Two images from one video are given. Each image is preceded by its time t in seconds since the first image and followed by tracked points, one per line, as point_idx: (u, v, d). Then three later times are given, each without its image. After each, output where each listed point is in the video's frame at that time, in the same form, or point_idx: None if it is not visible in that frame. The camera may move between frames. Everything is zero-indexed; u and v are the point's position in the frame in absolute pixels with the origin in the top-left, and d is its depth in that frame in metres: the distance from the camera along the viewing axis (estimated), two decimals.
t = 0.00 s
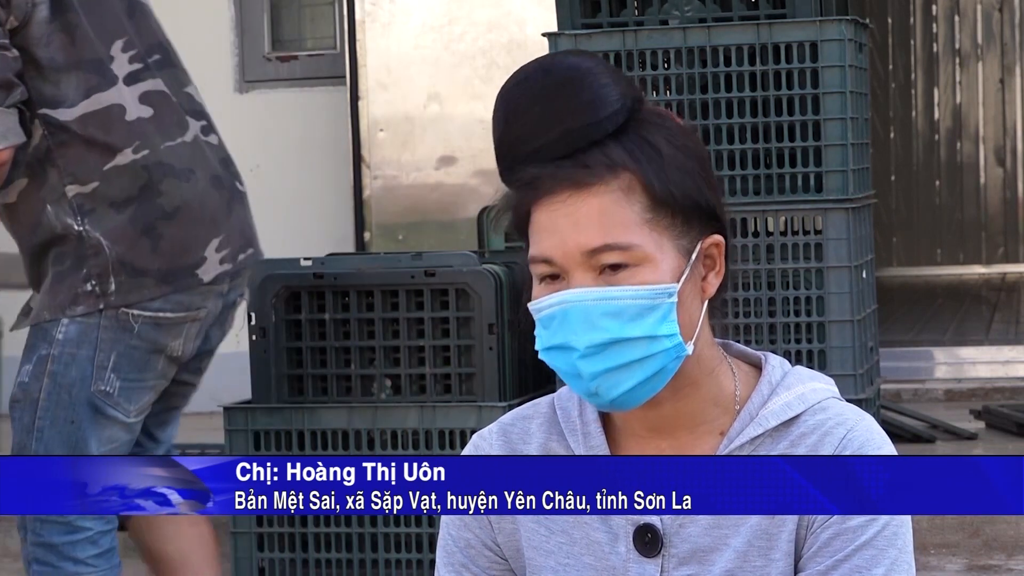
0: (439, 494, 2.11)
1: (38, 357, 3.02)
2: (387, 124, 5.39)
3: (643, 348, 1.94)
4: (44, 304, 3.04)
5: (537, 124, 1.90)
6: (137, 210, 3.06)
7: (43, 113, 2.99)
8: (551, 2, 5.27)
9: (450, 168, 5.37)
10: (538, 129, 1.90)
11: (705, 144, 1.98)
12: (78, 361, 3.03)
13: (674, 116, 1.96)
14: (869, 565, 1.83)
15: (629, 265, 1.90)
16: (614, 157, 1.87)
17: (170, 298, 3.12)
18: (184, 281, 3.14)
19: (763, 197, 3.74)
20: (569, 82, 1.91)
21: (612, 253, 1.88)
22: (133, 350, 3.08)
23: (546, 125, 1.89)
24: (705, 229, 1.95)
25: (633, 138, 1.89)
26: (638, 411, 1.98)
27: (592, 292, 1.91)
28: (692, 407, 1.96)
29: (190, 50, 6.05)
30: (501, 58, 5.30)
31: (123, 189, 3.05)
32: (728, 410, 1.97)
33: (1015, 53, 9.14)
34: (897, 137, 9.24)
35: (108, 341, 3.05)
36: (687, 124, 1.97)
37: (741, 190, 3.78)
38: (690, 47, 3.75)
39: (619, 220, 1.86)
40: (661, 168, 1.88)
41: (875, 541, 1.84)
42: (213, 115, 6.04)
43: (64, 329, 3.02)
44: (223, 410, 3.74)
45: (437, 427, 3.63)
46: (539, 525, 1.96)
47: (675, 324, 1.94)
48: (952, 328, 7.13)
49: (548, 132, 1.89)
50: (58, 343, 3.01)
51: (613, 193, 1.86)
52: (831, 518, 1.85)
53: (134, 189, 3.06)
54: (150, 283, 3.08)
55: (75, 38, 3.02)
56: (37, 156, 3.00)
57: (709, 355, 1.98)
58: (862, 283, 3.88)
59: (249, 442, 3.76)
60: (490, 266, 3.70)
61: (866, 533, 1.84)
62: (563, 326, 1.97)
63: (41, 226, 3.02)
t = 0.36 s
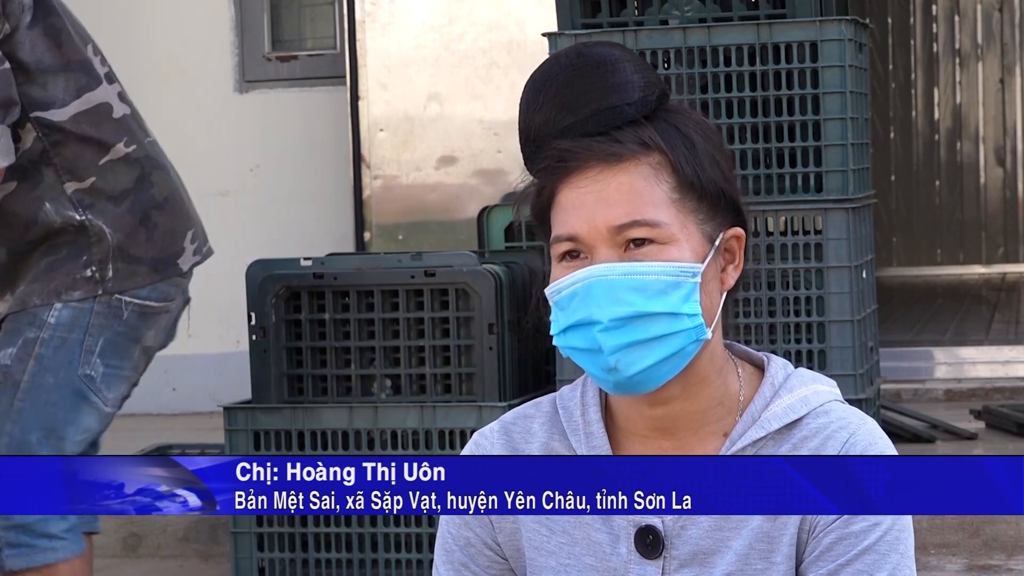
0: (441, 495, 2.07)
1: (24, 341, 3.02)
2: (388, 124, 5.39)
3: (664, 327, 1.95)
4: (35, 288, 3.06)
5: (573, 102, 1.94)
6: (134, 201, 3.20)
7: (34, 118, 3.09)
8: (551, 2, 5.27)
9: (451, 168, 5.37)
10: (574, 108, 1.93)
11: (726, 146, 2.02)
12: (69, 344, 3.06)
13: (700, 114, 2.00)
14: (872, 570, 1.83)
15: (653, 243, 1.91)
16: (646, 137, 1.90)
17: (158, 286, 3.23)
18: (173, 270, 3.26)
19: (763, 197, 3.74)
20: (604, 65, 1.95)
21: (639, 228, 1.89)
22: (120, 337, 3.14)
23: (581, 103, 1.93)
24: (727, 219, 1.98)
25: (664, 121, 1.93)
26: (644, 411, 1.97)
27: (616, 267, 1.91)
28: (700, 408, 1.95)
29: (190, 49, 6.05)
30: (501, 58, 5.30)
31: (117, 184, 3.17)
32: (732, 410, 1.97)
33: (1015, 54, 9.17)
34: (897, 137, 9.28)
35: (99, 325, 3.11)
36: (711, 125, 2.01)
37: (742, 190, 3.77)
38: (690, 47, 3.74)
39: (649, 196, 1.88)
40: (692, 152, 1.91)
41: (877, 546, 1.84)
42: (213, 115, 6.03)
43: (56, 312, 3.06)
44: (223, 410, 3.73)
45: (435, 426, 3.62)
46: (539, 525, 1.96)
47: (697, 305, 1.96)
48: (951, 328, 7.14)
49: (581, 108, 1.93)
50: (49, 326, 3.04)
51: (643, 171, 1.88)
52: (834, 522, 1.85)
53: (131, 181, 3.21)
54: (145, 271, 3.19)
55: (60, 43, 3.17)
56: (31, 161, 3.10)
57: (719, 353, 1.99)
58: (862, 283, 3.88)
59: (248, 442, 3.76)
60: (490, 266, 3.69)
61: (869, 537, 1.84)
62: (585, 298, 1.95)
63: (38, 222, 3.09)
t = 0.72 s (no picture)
0: (440, 497, 2.02)
1: (67, 338, 3.18)
2: (388, 124, 5.39)
3: (660, 319, 1.96)
4: (78, 289, 3.21)
5: (584, 92, 1.94)
6: (161, 204, 3.35)
7: (43, 167, 3.21)
8: (551, 2, 5.27)
9: (451, 168, 5.37)
10: (585, 96, 1.94)
11: (735, 147, 2.02)
12: (110, 342, 3.22)
13: (710, 115, 2.00)
14: (872, 570, 1.84)
15: (656, 235, 1.91)
16: (654, 129, 1.90)
17: (185, 287, 3.38)
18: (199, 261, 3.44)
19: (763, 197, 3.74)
20: (619, 59, 1.96)
21: (641, 218, 1.89)
22: (154, 336, 3.32)
23: (593, 93, 1.93)
24: (732, 218, 1.98)
25: (673, 117, 1.93)
26: (645, 410, 1.96)
27: (615, 256, 1.91)
28: (701, 406, 1.94)
29: (190, 49, 6.05)
30: (501, 58, 5.30)
31: (138, 194, 3.30)
32: (733, 410, 1.96)
33: (1015, 54, 9.21)
34: (897, 137, 9.29)
35: (137, 325, 3.27)
36: (721, 125, 2.01)
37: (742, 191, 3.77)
38: (690, 47, 3.75)
39: (653, 187, 1.88)
40: (698, 147, 1.91)
41: (877, 546, 1.85)
42: (213, 114, 6.04)
43: (99, 312, 3.21)
44: (222, 410, 3.73)
45: (435, 427, 3.62)
46: (541, 524, 1.97)
47: (693, 299, 1.96)
48: (951, 328, 7.13)
49: (591, 98, 1.93)
50: (92, 326, 3.20)
51: (649, 162, 1.88)
52: (834, 522, 1.86)
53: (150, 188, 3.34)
54: (179, 265, 3.36)
55: (32, 98, 3.23)
56: (59, 201, 3.22)
57: (719, 351, 1.99)
58: (862, 283, 3.88)
59: (247, 442, 3.75)
60: (490, 266, 3.69)
61: (869, 538, 1.85)
62: (584, 285, 1.96)
63: (77, 246, 3.22)
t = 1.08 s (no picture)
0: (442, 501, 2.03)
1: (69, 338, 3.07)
2: (388, 124, 5.39)
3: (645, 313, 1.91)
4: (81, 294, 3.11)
5: (582, 88, 1.97)
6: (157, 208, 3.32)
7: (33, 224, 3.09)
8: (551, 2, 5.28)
9: (451, 168, 5.37)
10: (583, 92, 1.96)
11: (722, 160, 2.04)
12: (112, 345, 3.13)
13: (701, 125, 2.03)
14: (859, 556, 1.76)
15: (643, 231, 1.90)
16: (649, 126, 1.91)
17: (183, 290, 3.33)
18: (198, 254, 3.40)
19: (763, 197, 3.74)
20: (617, 60, 1.99)
21: (630, 213, 1.88)
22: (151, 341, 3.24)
23: (590, 90, 1.96)
24: (714, 223, 1.97)
25: (666, 118, 1.95)
26: (622, 408, 1.94)
27: (604, 249, 1.89)
28: (678, 406, 1.92)
29: (191, 49, 6.04)
30: (501, 58, 5.30)
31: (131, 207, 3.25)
32: (709, 407, 1.94)
33: (1015, 54, 9.35)
34: (897, 137, 9.48)
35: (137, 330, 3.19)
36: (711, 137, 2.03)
37: (741, 191, 3.77)
38: (690, 47, 3.74)
39: (644, 182, 1.88)
40: (690, 149, 1.92)
41: (863, 530, 1.77)
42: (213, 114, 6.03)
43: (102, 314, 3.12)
44: (222, 410, 3.73)
45: (437, 427, 3.62)
46: (527, 539, 1.92)
47: (677, 297, 1.93)
48: (951, 328, 7.13)
49: (586, 94, 1.96)
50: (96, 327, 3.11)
51: (642, 158, 1.89)
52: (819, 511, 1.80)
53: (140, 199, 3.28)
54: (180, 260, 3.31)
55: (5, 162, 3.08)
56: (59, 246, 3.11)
57: (694, 350, 1.96)
58: (862, 283, 3.88)
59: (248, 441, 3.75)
60: (490, 266, 3.69)
61: (854, 523, 1.77)
62: (569, 274, 1.92)
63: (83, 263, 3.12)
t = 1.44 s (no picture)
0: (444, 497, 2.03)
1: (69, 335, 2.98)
2: (388, 124, 5.39)
3: (649, 317, 1.91)
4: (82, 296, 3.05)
5: (579, 91, 1.97)
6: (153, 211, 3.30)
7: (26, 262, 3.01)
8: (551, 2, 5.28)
9: (451, 168, 5.37)
10: (580, 95, 1.97)
11: (724, 157, 2.04)
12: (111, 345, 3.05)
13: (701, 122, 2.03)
14: (863, 553, 1.76)
15: (647, 233, 1.90)
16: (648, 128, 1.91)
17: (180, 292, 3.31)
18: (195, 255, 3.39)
19: (763, 197, 3.74)
20: (614, 60, 2.00)
21: (632, 217, 1.88)
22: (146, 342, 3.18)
23: (587, 92, 1.96)
24: (717, 220, 1.98)
25: (665, 118, 1.94)
26: (627, 409, 1.94)
27: (607, 253, 1.88)
28: (685, 405, 1.92)
29: (191, 48, 6.04)
30: (501, 58, 5.30)
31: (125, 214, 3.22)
32: (715, 407, 1.94)
33: (1015, 54, 9.44)
34: (897, 137, 9.56)
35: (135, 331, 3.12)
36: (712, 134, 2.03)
37: (742, 191, 3.77)
38: (690, 47, 3.74)
39: (645, 185, 1.88)
40: (690, 149, 1.92)
41: (866, 528, 1.76)
42: (212, 114, 6.03)
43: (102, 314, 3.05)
44: (222, 410, 3.73)
45: (437, 427, 3.62)
46: (530, 536, 1.92)
47: (683, 298, 1.93)
48: (951, 328, 7.13)
49: (584, 96, 1.96)
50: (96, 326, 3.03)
51: (642, 159, 1.89)
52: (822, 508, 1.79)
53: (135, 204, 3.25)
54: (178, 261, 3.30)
55: None
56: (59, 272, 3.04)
57: (701, 351, 1.96)
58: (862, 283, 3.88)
59: (247, 440, 3.75)
60: (490, 266, 3.69)
61: (857, 520, 1.77)
62: (575, 280, 1.91)
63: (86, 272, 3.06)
